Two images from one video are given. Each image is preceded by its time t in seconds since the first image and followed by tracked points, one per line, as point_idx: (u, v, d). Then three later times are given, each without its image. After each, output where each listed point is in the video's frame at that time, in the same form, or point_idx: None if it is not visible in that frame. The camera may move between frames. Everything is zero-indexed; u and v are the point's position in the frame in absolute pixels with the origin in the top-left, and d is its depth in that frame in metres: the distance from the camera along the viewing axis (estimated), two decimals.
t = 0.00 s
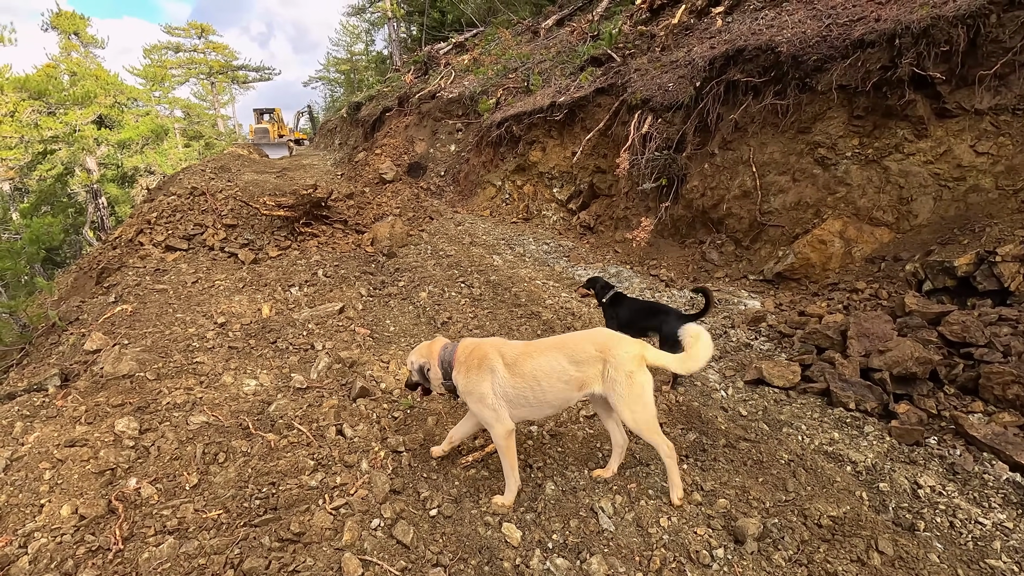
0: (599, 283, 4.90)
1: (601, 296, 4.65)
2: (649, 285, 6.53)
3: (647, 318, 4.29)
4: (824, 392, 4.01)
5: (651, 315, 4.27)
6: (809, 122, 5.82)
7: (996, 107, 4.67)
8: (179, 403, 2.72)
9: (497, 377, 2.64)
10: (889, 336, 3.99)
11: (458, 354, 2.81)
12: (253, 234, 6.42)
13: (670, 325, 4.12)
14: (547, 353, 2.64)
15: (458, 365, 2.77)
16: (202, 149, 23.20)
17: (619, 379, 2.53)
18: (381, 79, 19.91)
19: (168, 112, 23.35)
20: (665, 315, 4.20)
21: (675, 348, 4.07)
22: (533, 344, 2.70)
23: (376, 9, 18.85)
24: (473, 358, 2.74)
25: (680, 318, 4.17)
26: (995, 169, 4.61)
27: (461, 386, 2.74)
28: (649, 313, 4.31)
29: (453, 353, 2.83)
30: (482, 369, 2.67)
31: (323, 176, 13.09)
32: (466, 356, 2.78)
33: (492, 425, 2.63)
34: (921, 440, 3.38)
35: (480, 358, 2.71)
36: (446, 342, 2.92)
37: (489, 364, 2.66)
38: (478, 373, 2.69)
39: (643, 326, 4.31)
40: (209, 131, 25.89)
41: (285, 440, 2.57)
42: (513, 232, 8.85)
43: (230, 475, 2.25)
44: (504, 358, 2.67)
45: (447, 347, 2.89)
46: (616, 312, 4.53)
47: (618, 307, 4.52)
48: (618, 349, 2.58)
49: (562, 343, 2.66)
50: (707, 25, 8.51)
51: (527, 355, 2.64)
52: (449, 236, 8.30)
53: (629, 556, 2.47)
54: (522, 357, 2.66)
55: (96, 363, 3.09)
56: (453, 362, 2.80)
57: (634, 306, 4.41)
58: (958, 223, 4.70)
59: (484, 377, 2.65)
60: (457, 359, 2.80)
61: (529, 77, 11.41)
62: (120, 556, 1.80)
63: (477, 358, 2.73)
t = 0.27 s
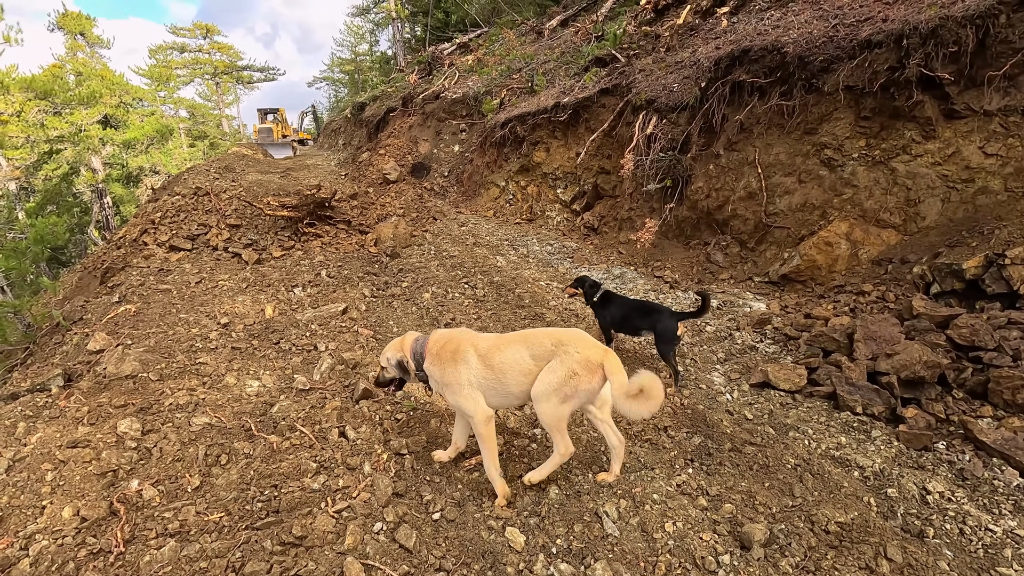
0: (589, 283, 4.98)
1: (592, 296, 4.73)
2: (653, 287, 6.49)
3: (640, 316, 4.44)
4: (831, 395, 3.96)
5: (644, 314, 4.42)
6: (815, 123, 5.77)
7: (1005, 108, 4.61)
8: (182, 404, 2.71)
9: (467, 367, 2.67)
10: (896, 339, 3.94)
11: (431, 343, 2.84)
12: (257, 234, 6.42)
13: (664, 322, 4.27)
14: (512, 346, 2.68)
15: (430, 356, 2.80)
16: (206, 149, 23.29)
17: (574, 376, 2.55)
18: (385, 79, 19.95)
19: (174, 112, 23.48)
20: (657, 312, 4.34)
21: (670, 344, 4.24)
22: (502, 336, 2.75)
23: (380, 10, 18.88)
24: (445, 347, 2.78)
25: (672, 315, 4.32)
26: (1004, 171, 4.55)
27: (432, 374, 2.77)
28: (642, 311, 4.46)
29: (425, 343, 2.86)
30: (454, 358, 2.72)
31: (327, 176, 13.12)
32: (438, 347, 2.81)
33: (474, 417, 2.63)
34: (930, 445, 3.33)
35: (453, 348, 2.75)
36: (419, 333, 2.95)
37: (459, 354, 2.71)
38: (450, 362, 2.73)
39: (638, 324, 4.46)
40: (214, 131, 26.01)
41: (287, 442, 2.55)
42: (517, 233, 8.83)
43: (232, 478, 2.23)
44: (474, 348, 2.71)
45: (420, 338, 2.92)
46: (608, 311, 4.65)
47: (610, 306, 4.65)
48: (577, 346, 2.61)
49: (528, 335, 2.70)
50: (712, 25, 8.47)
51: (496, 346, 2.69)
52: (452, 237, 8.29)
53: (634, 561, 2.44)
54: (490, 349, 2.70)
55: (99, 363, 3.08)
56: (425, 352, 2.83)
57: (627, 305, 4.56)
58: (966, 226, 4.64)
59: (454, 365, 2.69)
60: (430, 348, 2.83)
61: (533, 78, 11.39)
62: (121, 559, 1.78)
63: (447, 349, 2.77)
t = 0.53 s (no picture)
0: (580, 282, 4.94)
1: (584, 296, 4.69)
2: (660, 288, 6.44)
3: (633, 314, 4.41)
4: (840, 399, 3.90)
5: (637, 311, 4.39)
6: (825, 123, 5.70)
7: (1018, 108, 4.53)
8: (188, 404, 2.71)
9: (432, 363, 2.71)
10: (907, 342, 3.88)
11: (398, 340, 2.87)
12: (263, 234, 6.43)
13: (656, 318, 4.24)
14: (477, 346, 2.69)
15: (396, 352, 2.84)
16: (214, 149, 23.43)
17: (540, 380, 2.51)
18: (391, 79, 19.98)
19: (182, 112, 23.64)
20: (649, 309, 4.32)
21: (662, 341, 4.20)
22: (470, 335, 2.76)
23: (387, 10, 18.92)
24: (412, 343, 2.81)
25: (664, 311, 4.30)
26: (1018, 172, 4.47)
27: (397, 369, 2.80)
28: (635, 308, 4.42)
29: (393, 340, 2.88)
30: (421, 353, 2.75)
31: (334, 176, 13.15)
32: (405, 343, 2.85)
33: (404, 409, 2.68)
34: (942, 450, 3.27)
35: (421, 343, 2.78)
36: (388, 329, 2.97)
37: (426, 350, 2.75)
38: (416, 357, 2.77)
39: (630, 322, 4.42)
40: (221, 131, 26.16)
41: (293, 443, 2.54)
42: (523, 233, 8.80)
43: (237, 479, 2.22)
44: (440, 345, 2.74)
45: (388, 335, 2.94)
46: (601, 310, 4.61)
47: (603, 304, 4.61)
48: (544, 350, 2.58)
49: (495, 338, 2.69)
50: (720, 24, 8.40)
51: (461, 344, 2.70)
52: (458, 237, 8.27)
53: (641, 567, 2.40)
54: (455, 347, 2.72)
55: (106, 362, 3.08)
56: (393, 347, 2.87)
57: (619, 303, 4.52)
58: (978, 227, 4.57)
59: (419, 361, 2.73)
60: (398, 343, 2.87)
61: (540, 78, 11.36)
62: (126, 560, 1.77)
63: (414, 345, 2.80)
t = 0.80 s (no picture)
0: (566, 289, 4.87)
1: (571, 301, 4.61)
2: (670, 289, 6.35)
3: (625, 314, 4.38)
4: (856, 403, 3.81)
5: (630, 310, 4.37)
6: (839, 122, 5.58)
7: None
8: (196, 404, 2.69)
9: (394, 354, 2.63)
10: (924, 346, 3.78)
11: (364, 330, 2.79)
12: (272, 233, 6.44)
13: (650, 317, 4.24)
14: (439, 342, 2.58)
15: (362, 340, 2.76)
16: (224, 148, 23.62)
17: (505, 379, 2.39)
18: (399, 79, 20.00)
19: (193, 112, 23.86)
20: (642, 308, 4.32)
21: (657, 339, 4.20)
22: (433, 330, 2.65)
23: (396, 9, 18.95)
24: (377, 333, 2.73)
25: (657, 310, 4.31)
26: None
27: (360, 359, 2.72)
28: (627, 308, 4.40)
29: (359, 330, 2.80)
30: (384, 343, 2.67)
31: (342, 175, 13.18)
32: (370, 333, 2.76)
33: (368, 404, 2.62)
34: (962, 457, 3.17)
35: (386, 333, 2.71)
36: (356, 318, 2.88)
37: (389, 340, 2.66)
38: (379, 346, 2.69)
39: (623, 321, 4.39)
40: (232, 131, 26.38)
41: (301, 444, 2.51)
42: (531, 233, 8.75)
43: (245, 480, 2.20)
44: (403, 338, 2.65)
45: (355, 325, 2.85)
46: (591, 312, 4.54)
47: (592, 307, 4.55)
48: (505, 349, 2.45)
49: (456, 335, 2.57)
50: (731, 23, 8.29)
51: (423, 339, 2.60)
52: (466, 236, 8.24)
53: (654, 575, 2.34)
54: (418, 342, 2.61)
55: (115, 361, 3.08)
56: (358, 335, 2.79)
57: (610, 304, 4.49)
58: (998, 229, 4.45)
59: (382, 351, 2.65)
60: (363, 331, 2.79)
61: (548, 77, 11.30)
62: (134, 563, 1.75)
63: (378, 336, 2.72)
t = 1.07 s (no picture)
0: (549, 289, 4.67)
1: (556, 302, 4.44)
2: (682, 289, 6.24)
3: (613, 311, 4.25)
4: (876, 408, 3.68)
5: (619, 307, 4.23)
6: (857, 120, 5.43)
7: None
8: (204, 403, 2.67)
9: (360, 339, 2.67)
10: (947, 349, 3.66)
11: (336, 308, 2.84)
12: (282, 231, 6.45)
13: (641, 314, 4.13)
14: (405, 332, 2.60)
15: (331, 321, 2.80)
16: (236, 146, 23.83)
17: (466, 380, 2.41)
18: (410, 77, 20.00)
19: (206, 110, 24.12)
20: (630, 304, 4.19)
21: (651, 335, 4.14)
22: (402, 320, 2.67)
23: (406, 8, 18.94)
24: (348, 316, 2.78)
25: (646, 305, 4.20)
26: None
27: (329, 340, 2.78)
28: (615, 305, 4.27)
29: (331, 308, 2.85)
30: (353, 327, 2.72)
31: (353, 173, 13.20)
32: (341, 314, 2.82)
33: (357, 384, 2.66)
34: (988, 465, 3.04)
35: (355, 315, 2.75)
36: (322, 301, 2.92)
37: (358, 324, 2.70)
38: (349, 329, 2.74)
39: (612, 319, 4.27)
40: (244, 129, 26.62)
41: (309, 445, 2.47)
42: (541, 232, 8.67)
43: (252, 482, 2.17)
44: (372, 323, 2.69)
45: (320, 307, 2.88)
46: (577, 312, 4.38)
47: (578, 306, 4.38)
48: (467, 349, 2.45)
49: (424, 329, 2.58)
50: (746, 19, 8.12)
51: (390, 328, 2.63)
52: (476, 235, 8.19)
53: None
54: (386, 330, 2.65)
55: (124, 359, 3.08)
56: (329, 315, 2.84)
57: (597, 301, 4.33)
58: None
59: (349, 334, 2.70)
60: (332, 314, 2.83)
61: (559, 75, 11.20)
62: (139, 565, 1.71)
63: (348, 319, 2.77)
